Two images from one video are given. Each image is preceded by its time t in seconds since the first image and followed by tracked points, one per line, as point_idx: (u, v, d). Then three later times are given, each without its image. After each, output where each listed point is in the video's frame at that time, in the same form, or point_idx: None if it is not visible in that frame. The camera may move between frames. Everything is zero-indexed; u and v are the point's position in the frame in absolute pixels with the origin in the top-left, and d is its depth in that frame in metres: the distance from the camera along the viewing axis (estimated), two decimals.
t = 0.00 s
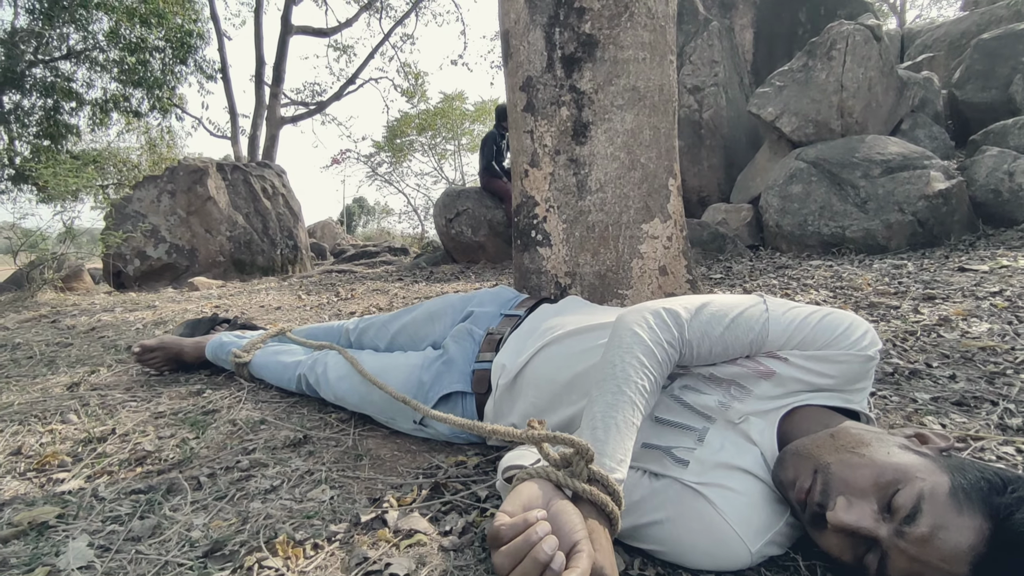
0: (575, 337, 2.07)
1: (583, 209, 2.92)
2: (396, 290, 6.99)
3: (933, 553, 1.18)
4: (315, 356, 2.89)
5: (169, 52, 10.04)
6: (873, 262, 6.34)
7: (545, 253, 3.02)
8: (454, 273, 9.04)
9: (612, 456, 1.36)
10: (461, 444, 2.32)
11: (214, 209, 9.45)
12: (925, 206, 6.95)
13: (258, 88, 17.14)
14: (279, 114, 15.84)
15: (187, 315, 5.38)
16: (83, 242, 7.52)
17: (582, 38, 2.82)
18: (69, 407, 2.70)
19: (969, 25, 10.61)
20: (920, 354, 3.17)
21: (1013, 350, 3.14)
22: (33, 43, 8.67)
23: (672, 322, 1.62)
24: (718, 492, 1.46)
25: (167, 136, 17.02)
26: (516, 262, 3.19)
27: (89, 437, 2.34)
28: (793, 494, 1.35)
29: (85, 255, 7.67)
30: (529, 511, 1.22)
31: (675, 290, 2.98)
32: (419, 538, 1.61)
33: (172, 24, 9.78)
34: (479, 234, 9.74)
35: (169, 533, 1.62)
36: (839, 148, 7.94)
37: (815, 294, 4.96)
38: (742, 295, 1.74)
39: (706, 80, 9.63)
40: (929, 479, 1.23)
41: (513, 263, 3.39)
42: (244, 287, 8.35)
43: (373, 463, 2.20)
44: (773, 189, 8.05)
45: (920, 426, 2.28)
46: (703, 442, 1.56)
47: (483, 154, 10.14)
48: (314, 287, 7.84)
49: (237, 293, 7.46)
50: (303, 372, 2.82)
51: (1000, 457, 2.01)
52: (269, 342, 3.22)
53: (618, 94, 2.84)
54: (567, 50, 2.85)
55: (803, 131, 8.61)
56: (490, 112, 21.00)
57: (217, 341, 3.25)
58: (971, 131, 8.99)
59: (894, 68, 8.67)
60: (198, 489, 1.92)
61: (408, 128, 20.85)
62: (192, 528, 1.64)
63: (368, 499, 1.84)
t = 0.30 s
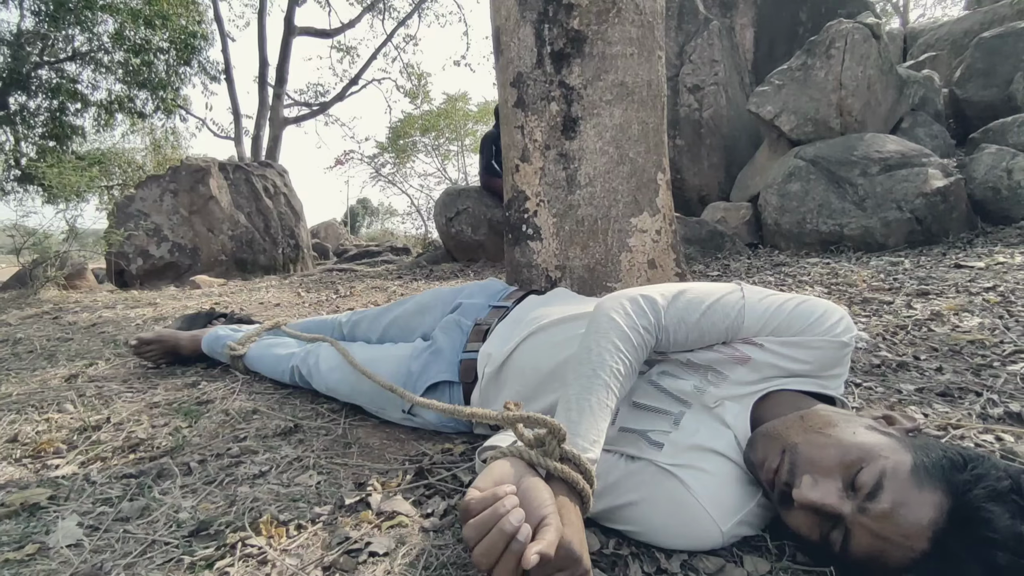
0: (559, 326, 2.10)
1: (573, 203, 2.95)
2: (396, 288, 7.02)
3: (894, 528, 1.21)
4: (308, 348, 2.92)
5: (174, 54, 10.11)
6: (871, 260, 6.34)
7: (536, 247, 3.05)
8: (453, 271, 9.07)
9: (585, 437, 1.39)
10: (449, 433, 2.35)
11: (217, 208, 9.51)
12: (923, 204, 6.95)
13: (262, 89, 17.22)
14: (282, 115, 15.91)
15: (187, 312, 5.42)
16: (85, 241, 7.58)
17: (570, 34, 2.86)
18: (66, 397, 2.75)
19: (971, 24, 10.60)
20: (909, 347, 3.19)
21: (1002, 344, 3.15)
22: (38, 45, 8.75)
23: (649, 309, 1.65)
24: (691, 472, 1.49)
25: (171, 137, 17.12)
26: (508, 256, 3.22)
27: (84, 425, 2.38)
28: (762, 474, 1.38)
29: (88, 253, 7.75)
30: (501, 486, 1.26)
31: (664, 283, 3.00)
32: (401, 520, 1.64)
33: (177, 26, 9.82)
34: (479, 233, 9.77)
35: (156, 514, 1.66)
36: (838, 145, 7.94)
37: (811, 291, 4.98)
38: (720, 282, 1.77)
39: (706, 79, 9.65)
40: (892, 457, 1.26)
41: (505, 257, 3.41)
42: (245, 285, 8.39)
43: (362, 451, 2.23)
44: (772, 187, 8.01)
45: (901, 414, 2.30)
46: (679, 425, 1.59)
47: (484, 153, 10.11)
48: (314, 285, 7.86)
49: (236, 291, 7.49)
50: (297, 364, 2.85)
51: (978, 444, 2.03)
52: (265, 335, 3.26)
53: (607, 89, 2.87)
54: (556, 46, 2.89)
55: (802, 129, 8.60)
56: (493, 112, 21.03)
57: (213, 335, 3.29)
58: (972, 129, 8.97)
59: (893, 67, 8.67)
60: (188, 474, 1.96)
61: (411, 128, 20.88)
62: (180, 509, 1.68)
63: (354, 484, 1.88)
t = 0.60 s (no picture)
0: (548, 315, 2.12)
1: (566, 197, 2.97)
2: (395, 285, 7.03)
3: (871, 507, 1.23)
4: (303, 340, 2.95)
5: (176, 54, 10.11)
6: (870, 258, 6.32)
7: (530, 240, 3.06)
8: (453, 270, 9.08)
9: (567, 418, 1.41)
10: (441, 422, 2.37)
11: (217, 207, 9.53)
12: (922, 202, 6.94)
13: (264, 89, 17.25)
14: (284, 115, 15.95)
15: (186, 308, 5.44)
16: (87, 239, 7.62)
17: (563, 28, 2.88)
18: (63, 388, 2.77)
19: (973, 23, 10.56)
20: (903, 340, 3.19)
21: (995, 337, 3.16)
22: (42, 45, 8.80)
23: (634, 295, 1.67)
24: (675, 455, 1.51)
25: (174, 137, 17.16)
26: (502, 250, 3.24)
27: (79, 415, 2.40)
28: (743, 456, 1.40)
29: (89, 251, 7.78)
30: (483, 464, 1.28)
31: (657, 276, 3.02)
32: (389, 503, 1.65)
33: (180, 27, 9.76)
34: (479, 232, 9.78)
35: (148, 497, 1.68)
36: (837, 143, 7.93)
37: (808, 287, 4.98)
38: (706, 270, 1.78)
39: (706, 78, 9.65)
40: (870, 437, 1.27)
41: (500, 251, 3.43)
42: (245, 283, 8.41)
43: (354, 440, 2.25)
44: (771, 186, 7.98)
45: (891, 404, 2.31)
46: (664, 410, 1.61)
47: (484, 151, 10.04)
48: (313, 283, 7.89)
49: (235, 289, 7.50)
50: (291, 356, 2.87)
51: (964, 432, 2.04)
52: (261, 329, 3.28)
53: (600, 83, 2.89)
54: (549, 40, 2.91)
55: (802, 128, 8.59)
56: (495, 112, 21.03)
57: (210, 328, 3.31)
58: (972, 127, 8.95)
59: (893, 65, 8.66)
60: (180, 461, 1.99)
61: (413, 129, 20.89)
62: (171, 493, 1.70)
63: (344, 470, 1.90)
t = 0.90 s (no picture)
0: (536, 301, 2.13)
1: (558, 187, 2.98)
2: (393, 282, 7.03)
3: (844, 481, 1.24)
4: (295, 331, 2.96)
5: (179, 54, 10.10)
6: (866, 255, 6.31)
7: (522, 232, 3.08)
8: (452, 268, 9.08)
9: (547, 396, 1.42)
10: (430, 409, 2.39)
11: (217, 205, 9.54)
12: (919, 199, 6.93)
13: (266, 89, 17.28)
14: (285, 115, 15.97)
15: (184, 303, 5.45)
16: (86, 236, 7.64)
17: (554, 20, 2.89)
18: (56, 377, 2.79)
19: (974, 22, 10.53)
20: (895, 333, 3.19)
21: (987, 329, 3.15)
22: (44, 45, 8.84)
23: (617, 277, 1.68)
24: (655, 434, 1.52)
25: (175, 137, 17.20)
26: (495, 241, 3.25)
27: (71, 401, 2.42)
28: (721, 433, 1.40)
29: (89, 248, 7.81)
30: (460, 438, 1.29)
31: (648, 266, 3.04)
32: (372, 483, 1.67)
33: (181, 27, 9.77)
34: (478, 230, 9.79)
35: (134, 477, 1.70)
36: (835, 141, 7.93)
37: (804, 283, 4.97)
38: (691, 254, 1.79)
39: (705, 77, 9.65)
40: (845, 413, 1.28)
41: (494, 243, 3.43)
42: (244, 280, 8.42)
43: (343, 426, 2.27)
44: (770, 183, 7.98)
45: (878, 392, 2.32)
46: (645, 391, 1.62)
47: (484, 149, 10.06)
48: (311, 281, 7.89)
49: (233, 285, 7.51)
50: (284, 345, 2.88)
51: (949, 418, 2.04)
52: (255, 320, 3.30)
53: (591, 74, 2.91)
54: (540, 32, 2.92)
55: (800, 126, 8.59)
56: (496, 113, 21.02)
57: (204, 319, 3.32)
58: (972, 126, 8.93)
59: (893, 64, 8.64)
60: (169, 444, 2.00)
61: (415, 129, 20.90)
62: (158, 474, 1.72)
63: (330, 453, 1.91)
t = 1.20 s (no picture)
0: (526, 291, 2.14)
1: (550, 181, 2.99)
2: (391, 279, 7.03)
3: (823, 462, 1.25)
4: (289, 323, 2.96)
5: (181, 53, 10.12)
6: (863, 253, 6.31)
7: (515, 225, 3.08)
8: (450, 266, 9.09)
9: (531, 380, 1.43)
10: (420, 399, 2.39)
11: (217, 203, 9.54)
12: (917, 198, 6.94)
13: (267, 88, 17.30)
14: (285, 115, 15.98)
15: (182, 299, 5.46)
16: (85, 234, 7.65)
17: (547, 13, 2.90)
18: (50, 368, 2.80)
19: (974, 23, 10.53)
20: (889, 328, 3.19)
21: (980, 324, 3.15)
22: (45, 44, 8.87)
23: (603, 265, 1.68)
24: (640, 419, 1.52)
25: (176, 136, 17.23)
26: (489, 235, 3.25)
27: (63, 391, 2.43)
28: (704, 418, 1.41)
29: (88, 246, 7.82)
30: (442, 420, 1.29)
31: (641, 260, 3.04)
32: (359, 469, 1.67)
33: (182, 26, 9.78)
34: (477, 228, 9.79)
35: (121, 462, 1.70)
36: (833, 141, 7.93)
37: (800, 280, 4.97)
38: (678, 243, 1.79)
39: (705, 77, 9.66)
40: (827, 396, 1.29)
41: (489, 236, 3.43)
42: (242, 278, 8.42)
43: (334, 416, 2.27)
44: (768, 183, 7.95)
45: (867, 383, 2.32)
46: (631, 377, 1.62)
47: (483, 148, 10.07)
48: (309, 278, 7.89)
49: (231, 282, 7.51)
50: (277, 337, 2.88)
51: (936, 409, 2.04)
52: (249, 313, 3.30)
53: (584, 68, 2.91)
54: (534, 25, 2.93)
55: (798, 125, 8.60)
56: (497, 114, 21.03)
57: (198, 312, 3.33)
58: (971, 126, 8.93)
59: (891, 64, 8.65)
60: (158, 432, 2.01)
61: (416, 129, 20.92)
62: (146, 459, 1.72)
63: (318, 441, 1.92)
